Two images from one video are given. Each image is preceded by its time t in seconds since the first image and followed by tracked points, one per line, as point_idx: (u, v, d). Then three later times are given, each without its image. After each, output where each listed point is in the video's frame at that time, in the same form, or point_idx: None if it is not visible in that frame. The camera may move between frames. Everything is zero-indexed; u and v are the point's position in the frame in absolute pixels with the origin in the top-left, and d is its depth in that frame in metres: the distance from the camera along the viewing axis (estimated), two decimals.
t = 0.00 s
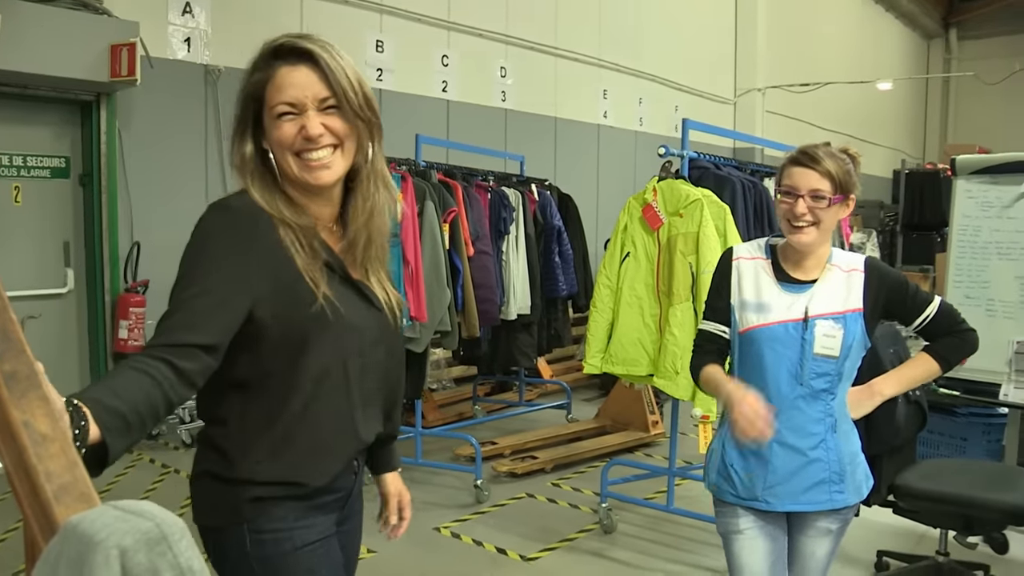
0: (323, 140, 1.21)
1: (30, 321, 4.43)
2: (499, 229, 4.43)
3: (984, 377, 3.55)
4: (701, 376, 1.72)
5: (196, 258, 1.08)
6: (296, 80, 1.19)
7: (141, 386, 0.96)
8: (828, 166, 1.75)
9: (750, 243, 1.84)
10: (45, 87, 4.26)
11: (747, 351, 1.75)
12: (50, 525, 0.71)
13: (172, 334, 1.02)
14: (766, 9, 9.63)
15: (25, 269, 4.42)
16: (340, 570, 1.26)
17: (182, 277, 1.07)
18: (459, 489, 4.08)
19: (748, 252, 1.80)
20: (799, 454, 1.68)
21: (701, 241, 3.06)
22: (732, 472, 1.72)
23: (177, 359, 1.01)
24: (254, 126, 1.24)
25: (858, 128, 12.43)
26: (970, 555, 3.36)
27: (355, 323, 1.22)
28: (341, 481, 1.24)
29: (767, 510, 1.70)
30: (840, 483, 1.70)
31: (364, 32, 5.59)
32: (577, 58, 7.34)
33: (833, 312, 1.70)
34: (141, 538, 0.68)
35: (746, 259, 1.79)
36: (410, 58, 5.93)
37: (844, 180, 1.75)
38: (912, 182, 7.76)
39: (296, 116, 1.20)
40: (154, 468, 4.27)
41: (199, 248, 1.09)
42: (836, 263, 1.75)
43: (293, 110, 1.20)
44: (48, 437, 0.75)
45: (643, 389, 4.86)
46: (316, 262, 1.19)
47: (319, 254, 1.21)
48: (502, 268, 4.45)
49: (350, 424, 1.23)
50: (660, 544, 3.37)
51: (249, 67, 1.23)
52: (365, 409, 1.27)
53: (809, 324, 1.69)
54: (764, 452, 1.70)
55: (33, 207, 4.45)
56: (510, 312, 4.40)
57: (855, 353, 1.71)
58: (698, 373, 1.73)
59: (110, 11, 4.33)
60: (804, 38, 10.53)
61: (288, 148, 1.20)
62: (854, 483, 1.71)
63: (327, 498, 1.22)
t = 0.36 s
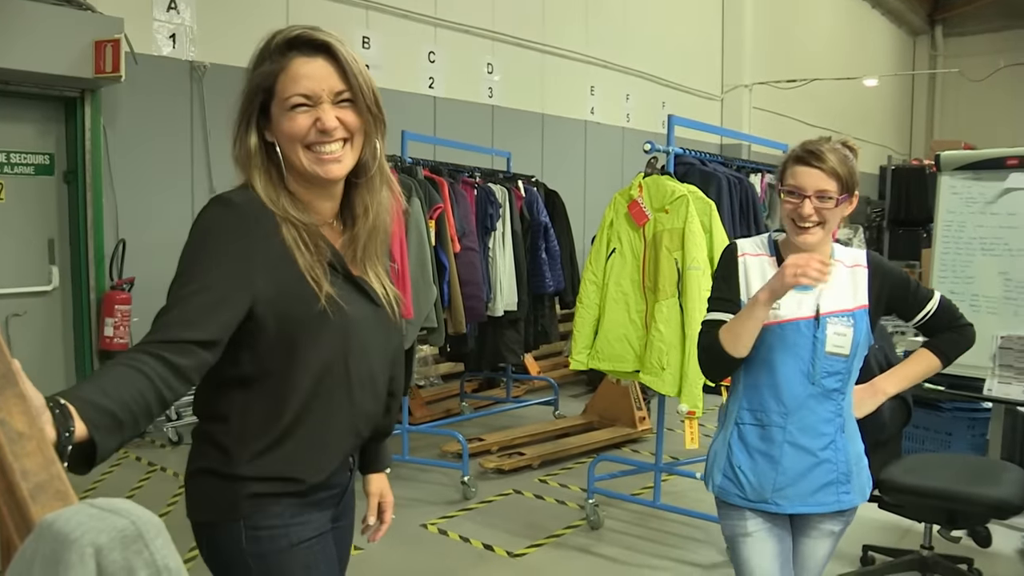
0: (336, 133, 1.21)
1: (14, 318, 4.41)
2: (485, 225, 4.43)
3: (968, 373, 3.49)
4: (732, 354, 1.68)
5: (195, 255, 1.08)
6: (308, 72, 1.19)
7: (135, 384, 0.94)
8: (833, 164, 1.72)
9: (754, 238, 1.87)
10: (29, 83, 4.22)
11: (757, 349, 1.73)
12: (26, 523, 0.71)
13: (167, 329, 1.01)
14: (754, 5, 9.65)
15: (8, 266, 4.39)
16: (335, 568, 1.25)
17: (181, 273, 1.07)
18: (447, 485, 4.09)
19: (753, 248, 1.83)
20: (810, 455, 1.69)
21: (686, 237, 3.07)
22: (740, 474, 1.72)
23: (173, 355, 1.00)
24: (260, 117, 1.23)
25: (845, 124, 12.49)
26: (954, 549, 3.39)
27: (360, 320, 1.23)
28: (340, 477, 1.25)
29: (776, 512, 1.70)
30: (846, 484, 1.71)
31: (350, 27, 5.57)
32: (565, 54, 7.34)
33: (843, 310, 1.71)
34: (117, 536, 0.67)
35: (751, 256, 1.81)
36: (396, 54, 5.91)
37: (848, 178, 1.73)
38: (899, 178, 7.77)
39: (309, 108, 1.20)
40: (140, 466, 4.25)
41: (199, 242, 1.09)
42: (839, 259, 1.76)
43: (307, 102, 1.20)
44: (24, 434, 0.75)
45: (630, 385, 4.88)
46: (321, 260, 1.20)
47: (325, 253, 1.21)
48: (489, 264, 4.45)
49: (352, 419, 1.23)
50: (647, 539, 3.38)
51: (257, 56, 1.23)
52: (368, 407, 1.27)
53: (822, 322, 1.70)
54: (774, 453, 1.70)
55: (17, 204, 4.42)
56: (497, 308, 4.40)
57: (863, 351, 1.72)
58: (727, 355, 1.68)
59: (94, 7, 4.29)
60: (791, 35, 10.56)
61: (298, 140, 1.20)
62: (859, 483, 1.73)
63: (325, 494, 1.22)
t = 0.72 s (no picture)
0: (328, 122, 1.24)
1: (10, 316, 4.39)
2: (480, 221, 4.43)
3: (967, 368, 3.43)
4: (775, 343, 1.67)
5: (159, 252, 1.09)
6: (305, 62, 1.21)
7: (109, 382, 0.97)
8: (848, 152, 1.70)
9: (774, 232, 1.84)
10: (24, 79, 4.20)
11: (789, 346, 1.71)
12: (16, 520, 0.70)
13: (132, 329, 1.03)
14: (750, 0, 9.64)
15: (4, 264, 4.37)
16: (307, 558, 1.26)
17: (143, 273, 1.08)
18: (443, 481, 4.09)
19: (774, 243, 1.80)
20: (845, 453, 1.70)
21: (682, 232, 3.07)
22: (774, 476, 1.70)
23: (139, 353, 1.02)
24: (244, 101, 1.20)
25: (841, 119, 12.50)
26: (949, 543, 3.40)
27: (322, 311, 1.23)
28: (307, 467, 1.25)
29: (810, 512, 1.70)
30: (881, 480, 1.72)
31: (344, 23, 5.55)
32: (561, 50, 7.33)
33: (875, 302, 1.71)
34: (107, 533, 0.67)
35: (774, 251, 1.79)
36: (391, 49, 5.90)
37: (864, 165, 1.71)
38: (895, 173, 7.79)
39: (307, 96, 1.22)
40: (136, 463, 4.24)
41: (160, 240, 1.09)
42: (862, 250, 1.76)
43: (305, 91, 1.22)
44: (15, 430, 0.75)
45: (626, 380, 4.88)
46: (287, 255, 1.19)
47: (290, 249, 1.20)
48: (485, 260, 4.45)
49: (316, 409, 1.24)
50: (643, 535, 3.38)
51: (231, 39, 1.20)
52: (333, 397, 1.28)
53: (854, 316, 1.70)
54: (809, 452, 1.69)
55: (12, 201, 4.40)
56: (493, 303, 4.40)
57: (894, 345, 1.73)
58: (771, 345, 1.67)
59: (88, 3, 4.27)
60: (788, 30, 10.56)
61: (291, 127, 1.20)
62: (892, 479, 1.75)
63: (293, 484, 1.22)
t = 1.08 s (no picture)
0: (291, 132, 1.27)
1: (13, 316, 4.38)
2: (484, 220, 4.43)
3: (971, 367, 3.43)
4: (787, 336, 1.68)
5: (103, 253, 1.07)
6: (277, 74, 1.25)
7: (75, 385, 0.99)
8: (874, 157, 1.68)
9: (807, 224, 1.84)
10: (27, 80, 4.21)
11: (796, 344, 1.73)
12: (22, 520, 0.70)
13: (81, 333, 1.03)
14: None
15: (8, 265, 4.37)
16: (272, 557, 1.27)
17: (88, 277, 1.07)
18: (446, 480, 4.09)
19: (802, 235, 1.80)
20: (837, 455, 1.69)
21: (685, 231, 3.07)
22: (766, 464, 1.74)
23: (95, 355, 1.03)
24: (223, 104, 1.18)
25: (843, 118, 12.48)
26: (954, 542, 3.40)
27: (268, 310, 1.21)
28: (266, 468, 1.25)
29: (798, 507, 1.72)
30: (875, 489, 1.71)
31: (347, 23, 5.56)
32: (563, 49, 7.33)
33: (891, 312, 1.68)
34: (113, 533, 0.67)
35: (801, 244, 1.80)
36: (394, 49, 5.90)
37: (892, 170, 1.67)
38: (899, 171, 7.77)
39: (278, 105, 1.24)
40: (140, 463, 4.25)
41: (103, 244, 1.08)
42: (894, 255, 1.73)
43: (278, 99, 1.24)
44: (21, 431, 0.75)
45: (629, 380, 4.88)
46: (231, 255, 1.17)
47: (235, 251, 1.18)
48: (488, 259, 4.45)
49: (268, 409, 1.23)
50: (647, 534, 3.38)
51: (205, 43, 1.20)
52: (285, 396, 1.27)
53: (866, 324, 1.68)
54: (802, 449, 1.71)
55: (15, 202, 4.40)
56: (496, 303, 4.40)
57: (907, 358, 1.70)
58: (782, 339, 1.68)
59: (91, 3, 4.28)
60: (790, 29, 10.55)
61: (263, 133, 1.22)
62: (889, 489, 1.72)
63: (253, 487, 1.23)
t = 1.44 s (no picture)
0: (251, 129, 1.24)
1: (16, 319, 4.39)
2: (487, 225, 4.43)
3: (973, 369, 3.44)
4: (781, 333, 1.71)
5: (84, 249, 1.07)
6: (231, 70, 1.23)
7: (66, 380, 0.98)
8: (862, 160, 1.69)
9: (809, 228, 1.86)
10: (31, 84, 4.22)
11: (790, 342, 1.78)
12: (32, 524, 0.70)
13: (65, 328, 1.02)
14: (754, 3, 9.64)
15: (12, 268, 4.38)
16: (260, 559, 1.26)
17: (69, 274, 1.06)
18: (449, 484, 4.09)
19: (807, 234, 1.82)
20: (830, 451, 1.70)
21: (688, 236, 3.07)
22: (765, 457, 1.80)
23: (82, 350, 1.02)
24: (171, 105, 1.19)
25: (845, 122, 12.49)
26: (957, 546, 3.39)
27: (245, 308, 1.21)
28: (250, 470, 1.24)
29: (793, 502, 1.75)
30: (870, 487, 1.70)
31: (350, 28, 5.58)
32: (566, 54, 7.34)
33: (884, 312, 1.68)
34: (122, 537, 0.67)
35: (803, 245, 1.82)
36: (397, 53, 5.92)
37: (880, 173, 1.68)
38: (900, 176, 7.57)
39: (232, 102, 1.22)
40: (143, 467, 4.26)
41: (82, 242, 1.08)
42: (891, 257, 1.72)
43: (230, 95, 1.22)
44: (29, 435, 0.75)
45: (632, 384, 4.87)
46: (202, 249, 1.18)
47: (206, 242, 1.19)
48: (491, 263, 4.45)
49: (248, 409, 1.22)
50: (650, 538, 3.38)
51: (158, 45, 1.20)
52: (267, 396, 1.27)
53: (857, 323, 1.69)
54: (796, 444, 1.74)
55: (18, 206, 4.41)
56: (499, 307, 4.40)
57: (902, 358, 1.69)
58: (777, 336, 1.71)
59: (95, 8, 4.30)
60: (792, 33, 10.56)
61: (216, 130, 1.20)
62: (886, 489, 1.71)
63: (238, 490, 1.22)
